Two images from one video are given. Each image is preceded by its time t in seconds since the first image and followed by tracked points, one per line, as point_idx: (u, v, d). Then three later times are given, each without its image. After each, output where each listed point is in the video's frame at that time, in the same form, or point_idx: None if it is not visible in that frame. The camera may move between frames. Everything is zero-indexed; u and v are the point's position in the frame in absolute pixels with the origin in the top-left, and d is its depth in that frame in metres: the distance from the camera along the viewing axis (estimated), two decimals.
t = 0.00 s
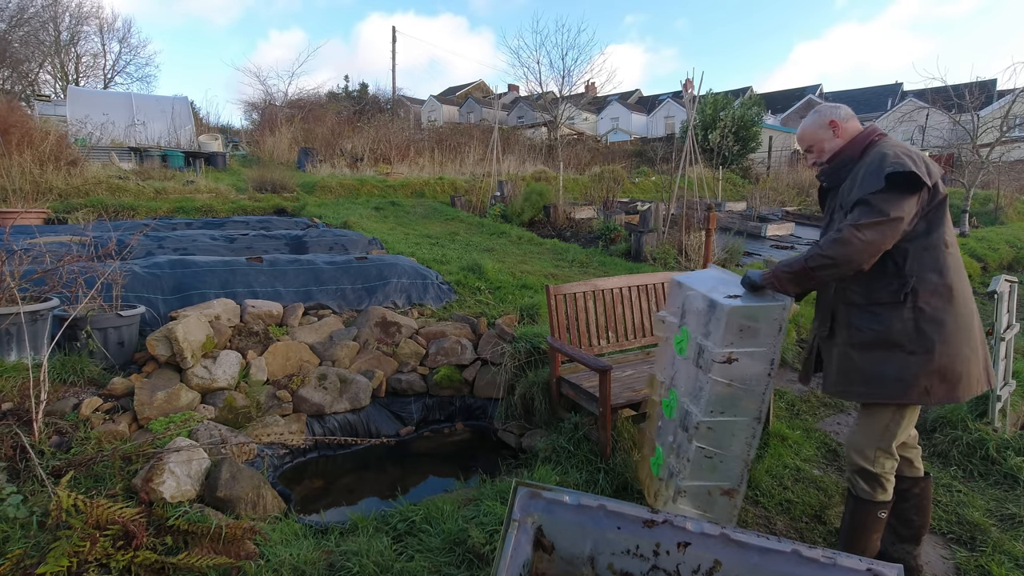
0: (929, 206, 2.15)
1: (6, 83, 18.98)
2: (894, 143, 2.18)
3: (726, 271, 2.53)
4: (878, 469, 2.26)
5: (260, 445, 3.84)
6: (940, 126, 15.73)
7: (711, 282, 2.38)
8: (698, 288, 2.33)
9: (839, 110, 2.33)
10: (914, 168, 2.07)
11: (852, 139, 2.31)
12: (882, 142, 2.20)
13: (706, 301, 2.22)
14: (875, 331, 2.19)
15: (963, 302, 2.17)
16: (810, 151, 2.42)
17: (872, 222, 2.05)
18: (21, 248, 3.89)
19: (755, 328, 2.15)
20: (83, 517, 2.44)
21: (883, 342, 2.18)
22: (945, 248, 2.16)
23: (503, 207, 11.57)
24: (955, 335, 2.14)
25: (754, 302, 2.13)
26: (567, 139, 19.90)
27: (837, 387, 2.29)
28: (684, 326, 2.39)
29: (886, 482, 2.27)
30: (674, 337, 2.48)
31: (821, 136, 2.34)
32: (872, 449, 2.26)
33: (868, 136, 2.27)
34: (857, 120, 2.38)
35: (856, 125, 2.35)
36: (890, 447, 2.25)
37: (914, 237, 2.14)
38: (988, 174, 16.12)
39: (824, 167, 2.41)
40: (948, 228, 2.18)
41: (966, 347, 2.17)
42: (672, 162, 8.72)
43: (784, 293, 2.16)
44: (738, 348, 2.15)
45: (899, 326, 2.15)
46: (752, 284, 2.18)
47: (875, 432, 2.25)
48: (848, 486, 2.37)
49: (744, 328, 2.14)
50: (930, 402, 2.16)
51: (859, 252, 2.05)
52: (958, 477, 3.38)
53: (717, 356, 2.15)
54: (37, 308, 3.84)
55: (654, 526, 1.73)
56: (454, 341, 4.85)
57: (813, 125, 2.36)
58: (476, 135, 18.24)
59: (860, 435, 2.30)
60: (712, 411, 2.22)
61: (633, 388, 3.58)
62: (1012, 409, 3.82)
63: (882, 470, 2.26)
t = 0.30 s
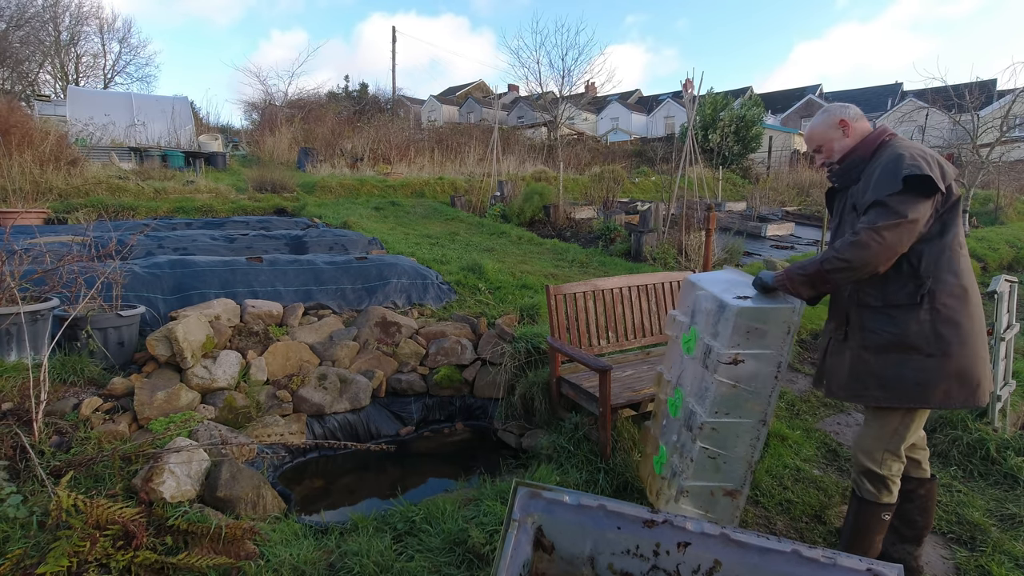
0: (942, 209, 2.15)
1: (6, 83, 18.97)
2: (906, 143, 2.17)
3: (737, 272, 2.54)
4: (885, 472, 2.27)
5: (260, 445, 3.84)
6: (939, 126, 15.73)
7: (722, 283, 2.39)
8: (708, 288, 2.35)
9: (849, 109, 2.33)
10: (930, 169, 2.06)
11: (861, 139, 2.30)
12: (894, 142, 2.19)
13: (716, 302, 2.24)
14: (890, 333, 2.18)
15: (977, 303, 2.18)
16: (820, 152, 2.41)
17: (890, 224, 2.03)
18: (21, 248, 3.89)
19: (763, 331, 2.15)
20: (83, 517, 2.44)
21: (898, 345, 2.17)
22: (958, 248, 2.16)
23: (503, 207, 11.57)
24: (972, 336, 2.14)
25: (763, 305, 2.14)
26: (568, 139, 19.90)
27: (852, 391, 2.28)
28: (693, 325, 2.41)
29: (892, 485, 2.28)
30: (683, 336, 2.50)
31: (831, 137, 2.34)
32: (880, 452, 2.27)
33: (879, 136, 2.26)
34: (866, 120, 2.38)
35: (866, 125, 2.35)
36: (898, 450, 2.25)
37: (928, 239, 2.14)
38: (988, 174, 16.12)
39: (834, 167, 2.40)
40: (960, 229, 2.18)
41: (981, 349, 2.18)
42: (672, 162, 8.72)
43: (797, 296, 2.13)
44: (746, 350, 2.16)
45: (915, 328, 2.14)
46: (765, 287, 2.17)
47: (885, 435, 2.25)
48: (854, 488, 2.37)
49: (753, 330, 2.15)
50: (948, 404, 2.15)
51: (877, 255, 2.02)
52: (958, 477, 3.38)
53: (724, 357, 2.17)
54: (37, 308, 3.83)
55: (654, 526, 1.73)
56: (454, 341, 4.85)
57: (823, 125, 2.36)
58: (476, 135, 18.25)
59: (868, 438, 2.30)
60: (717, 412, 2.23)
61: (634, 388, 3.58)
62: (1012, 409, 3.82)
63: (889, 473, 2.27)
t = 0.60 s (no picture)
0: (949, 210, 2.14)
1: (6, 83, 18.97)
2: (911, 144, 2.16)
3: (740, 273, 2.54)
4: (888, 473, 2.27)
5: (260, 445, 3.84)
6: (939, 126, 15.72)
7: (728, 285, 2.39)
8: (714, 290, 2.35)
9: (851, 109, 2.32)
10: (937, 170, 2.05)
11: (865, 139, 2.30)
12: (901, 143, 2.18)
13: (722, 304, 2.25)
14: (901, 335, 2.17)
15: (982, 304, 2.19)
16: (823, 153, 2.41)
17: (899, 227, 2.02)
18: (21, 248, 3.89)
19: (768, 334, 2.16)
20: (83, 517, 2.44)
21: (909, 347, 2.16)
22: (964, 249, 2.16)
23: (503, 207, 11.58)
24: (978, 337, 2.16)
25: (770, 308, 2.15)
26: (568, 139, 19.90)
27: (863, 394, 2.27)
28: (698, 326, 2.41)
29: (895, 486, 2.28)
30: (688, 336, 2.50)
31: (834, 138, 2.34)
32: (883, 453, 2.26)
33: (884, 137, 2.26)
34: (869, 119, 2.38)
35: (868, 125, 2.35)
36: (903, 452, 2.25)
37: (936, 240, 2.14)
38: (988, 174, 16.11)
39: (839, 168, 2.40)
40: (966, 229, 2.18)
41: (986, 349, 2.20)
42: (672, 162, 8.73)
43: (805, 300, 2.14)
44: (751, 353, 2.17)
45: (926, 329, 2.13)
46: (773, 290, 2.18)
47: (888, 436, 2.25)
48: (856, 489, 2.37)
49: (759, 334, 2.16)
50: (958, 405, 2.15)
51: (887, 258, 2.02)
52: (958, 477, 3.38)
53: (729, 360, 2.18)
54: (37, 308, 3.83)
55: (654, 525, 1.73)
56: (454, 341, 4.85)
57: (825, 126, 2.36)
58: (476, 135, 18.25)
59: (872, 439, 2.30)
60: (720, 415, 2.24)
61: (634, 387, 3.58)
62: (1012, 409, 3.82)
63: (892, 474, 2.27)
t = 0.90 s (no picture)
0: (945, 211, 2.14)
1: (6, 83, 18.96)
2: (907, 143, 2.16)
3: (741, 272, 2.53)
4: (886, 473, 2.27)
5: (260, 445, 3.84)
6: (940, 126, 15.72)
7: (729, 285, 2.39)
8: (715, 290, 2.35)
9: (848, 109, 2.32)
10: (933, 171, 2.05)
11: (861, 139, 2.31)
12: (897, 143, 2.18)
13: (723, 304, 2.25)
14: (894, 338, 2.17)
15: (981, 308, 2.17)
16: (821, 153, 2.41)
17: (897, 227, 2.02)
18: (21, 248, 3.89)
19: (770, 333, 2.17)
20: (83, 517, 2.44)
21: (902, 349, 2.16)
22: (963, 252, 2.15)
23: (503, 207, 11.59)
24: (974, 341, 2.15)
25: (771, 308, 2.16)
26: (568, 139, 19.90)
27: (854, 395, 2.28)
28: (699, 326, 2.41)
29: (894, 487, 2.28)
30: (689, 336, 2.50)
31: (831, 138, 2.34)
32: (881, 453, 2.27)
33: (881, 136, 2.26)
34: (865, 119, 2.38)
35: (865, 124, 2.35)
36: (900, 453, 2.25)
37: (933, 243, 2.14)
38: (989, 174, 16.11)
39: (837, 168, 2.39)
40: (965, 232, 2.18)
41: (984, 354, 2.18)
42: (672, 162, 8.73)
43: (806, 301, 2.13)
44: (752, 353, 2.18)
45: (919, 332, 2.13)
46: (775, 289, 2.17)
47: (886, 437, 2.25)
48: (855, 489, 2.38)
49: (760, 334, 2.16)
50: (950, 409, 2.15)
51: (886, 260, 2.01)
52: (958, 477, 3.38)
53: (730, 360, 2.18)
54: (37, 308, 3.83)
55: (654, 525, 1.73)
56: (454, 341, 4.85)
57: (822, 126, 2.37)
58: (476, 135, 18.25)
59: (870, 439, 2.30)
60: (722, 415, 2.24)
61: (634, 387, 3.58)
62: (1012, 410, 3.82)
63: (891, 475, 2.27)
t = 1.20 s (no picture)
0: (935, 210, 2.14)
1: (6, 83, 18.94)
2: (901, 144, 2.16)
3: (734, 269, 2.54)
4: (886, 474, 2.27)
5: (260, 445, 3.84)
6: (939, 126, 15.72)
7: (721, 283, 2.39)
8: (707, 288, 2.36)
9: (843, 111, 2.32)
10: (926, 171, 2.05)
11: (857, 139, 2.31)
12: (891, 143, 2.17)
13: (714, 303, 2.27)
14: (882, 337, 2.18)
15: (971, 307, 2.16)
16: (817, 155, 2.41)
17: (890, 226, 2.01)
18: (21, 248, 3.89)
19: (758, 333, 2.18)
20: (83, 517, 2.44)
21: (889, 348, 2.18)
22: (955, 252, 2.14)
23: (503, 207, 11.59)
24: (963, 340, 2.14)
25: (761, 306, 2.17)
26: (568, 139, 19.90)
27: (843, 392, 2.30)
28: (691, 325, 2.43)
29: (893, 487, 2.28)
30: (682, 335, 2.51)
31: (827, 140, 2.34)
32: (880, 454, 2.26)
33: (875, 136, 2.26)
34: (860, 120, 2.38)
35: (861, 125, 2.35)
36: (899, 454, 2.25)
37: (922, 243, 2.14)
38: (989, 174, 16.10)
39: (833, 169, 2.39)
40: (957, 231, 2.16)
41: (974, 352, 2.17)
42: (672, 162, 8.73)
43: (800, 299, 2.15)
44: (743, 351, 2.19)
45: (906, 332, 2.14)
46: (770, 287, 2.20)
47: (885, 437, 2.25)
48: (854, 489, 2.37)
49: (750, 332, 2.18)
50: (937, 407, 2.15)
51: (879, 258, 2.01)
52: (958, 477, 3.38)
53: (721, 358, 2.20)
54: (37, 308, 3.84)
55: (654, 525, 1.73)
56: (454, 341, 4.84)
57: (818, 128, 2.37)
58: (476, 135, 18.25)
59: (869, 439, 2.29)
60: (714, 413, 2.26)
61: (634, 388, 3.58)
62: (1012, 410, 3.82)
63: (890, 475, 2.27)
